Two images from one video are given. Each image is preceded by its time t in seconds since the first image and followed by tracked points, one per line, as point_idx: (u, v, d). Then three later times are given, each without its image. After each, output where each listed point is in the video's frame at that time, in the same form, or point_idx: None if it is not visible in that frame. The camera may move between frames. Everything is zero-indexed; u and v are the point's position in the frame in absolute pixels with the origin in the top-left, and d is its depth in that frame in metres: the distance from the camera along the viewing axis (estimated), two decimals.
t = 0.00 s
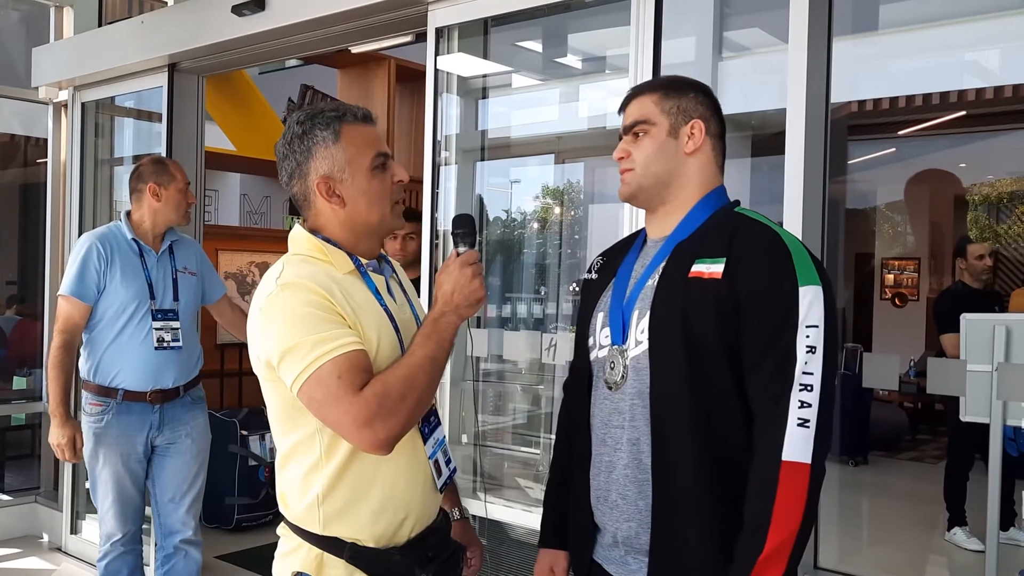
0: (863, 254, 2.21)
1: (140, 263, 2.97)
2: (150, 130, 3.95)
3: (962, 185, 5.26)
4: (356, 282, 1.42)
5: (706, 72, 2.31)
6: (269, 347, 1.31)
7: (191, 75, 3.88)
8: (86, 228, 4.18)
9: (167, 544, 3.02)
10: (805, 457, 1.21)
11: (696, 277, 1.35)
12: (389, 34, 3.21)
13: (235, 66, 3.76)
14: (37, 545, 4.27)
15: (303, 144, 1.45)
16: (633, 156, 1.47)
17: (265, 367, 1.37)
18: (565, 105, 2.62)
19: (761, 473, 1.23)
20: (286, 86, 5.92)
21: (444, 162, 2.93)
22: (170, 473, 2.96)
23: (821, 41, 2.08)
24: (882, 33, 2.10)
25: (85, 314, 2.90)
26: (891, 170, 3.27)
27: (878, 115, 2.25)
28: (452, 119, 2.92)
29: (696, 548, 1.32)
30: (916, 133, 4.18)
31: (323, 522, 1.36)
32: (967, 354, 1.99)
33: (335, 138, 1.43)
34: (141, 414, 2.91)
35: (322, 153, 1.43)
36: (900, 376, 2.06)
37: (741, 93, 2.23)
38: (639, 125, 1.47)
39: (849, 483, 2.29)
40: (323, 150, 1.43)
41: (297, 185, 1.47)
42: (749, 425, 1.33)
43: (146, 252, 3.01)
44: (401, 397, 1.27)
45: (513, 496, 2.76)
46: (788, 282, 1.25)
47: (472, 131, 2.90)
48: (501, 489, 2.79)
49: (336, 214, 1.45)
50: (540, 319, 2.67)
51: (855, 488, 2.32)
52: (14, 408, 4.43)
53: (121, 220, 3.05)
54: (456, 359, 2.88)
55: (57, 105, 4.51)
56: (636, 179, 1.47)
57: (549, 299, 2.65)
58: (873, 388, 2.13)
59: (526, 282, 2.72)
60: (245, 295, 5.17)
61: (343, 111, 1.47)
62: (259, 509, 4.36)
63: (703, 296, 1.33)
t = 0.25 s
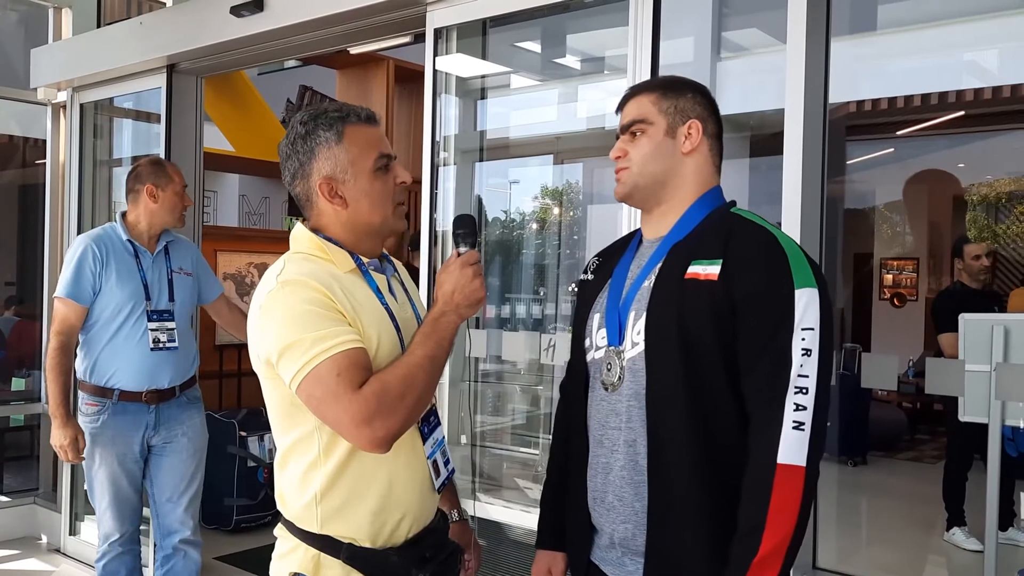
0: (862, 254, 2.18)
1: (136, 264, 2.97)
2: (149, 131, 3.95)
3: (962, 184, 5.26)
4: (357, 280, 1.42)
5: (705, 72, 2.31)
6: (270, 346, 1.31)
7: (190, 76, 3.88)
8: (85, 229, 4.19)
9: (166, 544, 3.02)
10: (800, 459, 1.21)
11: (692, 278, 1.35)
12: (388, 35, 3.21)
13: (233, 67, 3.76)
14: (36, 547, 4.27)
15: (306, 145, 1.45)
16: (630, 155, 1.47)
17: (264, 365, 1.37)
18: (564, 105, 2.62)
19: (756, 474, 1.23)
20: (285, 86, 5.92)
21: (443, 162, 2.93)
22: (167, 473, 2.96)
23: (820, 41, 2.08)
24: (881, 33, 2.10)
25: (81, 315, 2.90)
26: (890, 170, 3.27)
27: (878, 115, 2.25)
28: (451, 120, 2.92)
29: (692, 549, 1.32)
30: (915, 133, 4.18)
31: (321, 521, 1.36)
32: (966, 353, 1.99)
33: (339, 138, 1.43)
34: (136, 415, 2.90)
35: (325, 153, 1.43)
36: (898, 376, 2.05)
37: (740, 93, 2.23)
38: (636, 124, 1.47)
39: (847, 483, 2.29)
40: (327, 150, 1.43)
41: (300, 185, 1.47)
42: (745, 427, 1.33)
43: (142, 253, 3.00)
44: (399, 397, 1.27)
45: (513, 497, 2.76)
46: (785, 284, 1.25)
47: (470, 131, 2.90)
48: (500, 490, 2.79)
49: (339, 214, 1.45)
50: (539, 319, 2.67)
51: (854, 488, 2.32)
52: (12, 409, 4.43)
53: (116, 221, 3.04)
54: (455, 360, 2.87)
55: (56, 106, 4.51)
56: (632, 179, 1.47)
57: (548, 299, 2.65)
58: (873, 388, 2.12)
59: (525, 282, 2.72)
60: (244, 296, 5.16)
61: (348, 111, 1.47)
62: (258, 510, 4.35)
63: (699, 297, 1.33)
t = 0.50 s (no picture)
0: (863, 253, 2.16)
1: (134, 264, 2.97)
2: (148, 131, 3.95)
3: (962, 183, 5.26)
4: (357, 283, 1.42)
5: (704, 72, 2.31)
6: (269, 349, 1.31)
7: (190, 76, 3.88)
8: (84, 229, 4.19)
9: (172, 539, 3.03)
10: (799, 460, 1.21)
11: (692, 278, 1.35)
12: (387, 34, 3.21)
13: (232, 67, 3.76)
14: (36, 547, 4.27)
15: (316, 144, 1.44)
16: (630, 155, 1.47)
17: (263, 366, 1.36)
18: (563, 104, 2.62)
19: (755, 475, 1.23)
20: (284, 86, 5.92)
21: (443, 162, 2.93)
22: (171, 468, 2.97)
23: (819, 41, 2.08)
24: (880, 33, 2.10)
25: (80, 316, 2.90)
26: (888, 170, 3.27)
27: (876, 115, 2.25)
28: (450, 119, 2.92)
29: (690, 550, 1.32)
30: (914, 132, 4.19)
31: (320, 522, 1.36)
32: (966, 352, 2.00)
33: (348, 142, 1.42)
34: (137, 413, 2.91)
35: (334, 155, 1.43)
36: (897, 374, 2.05)
37: (739, 93, 2.23)
38: (635, 124, 1.47)
39: (847, 482, 2.29)
40: (335, 152, 1.42)
41: (306, 184, 1.47)
42: (744, 427, 1.33)
43: (140, 253, 3.01)
44: (399, 400, 1.27)
45: (513, 497, 2.76)
46: (785, 284, 1.25)
47: (470, 131, 2.90)
48: (500, 490, 2.79)
49: (343, 217, 1.45)
50: (538, 319, 2.67)
51: (854, 487, 2.32)
52: (12, 409, 4.43)
53: (113, 220, 3.04)
54: (455, 359, 2.87)
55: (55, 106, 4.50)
56: (632, 179, 1.47)
57: (547, 299, 2.65)
58: (872, 387, 2.12)
59: (524, 282, 2.72)
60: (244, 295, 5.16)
61: (360, 113, 1.46)
62: (258, 510, 4.35)
63: (699, 297, 1.33)
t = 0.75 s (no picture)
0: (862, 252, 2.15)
1: (140, 264, 2.97)
2: (148, 131, 3.95)
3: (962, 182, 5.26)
4: (356, 285, 1.42)
5: (703, 71, 2.31)
6: (268, 352, 1.31)
7: (189, 77, 3.88)
8: (84, 229, 4.19)
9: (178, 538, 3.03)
10: (801, 461, 1.21)
11: (695, 277, 1.35)
12: (386, 34, 3.20)
13: (231, 67, 3.76)
14: (36, 547, 4.27)
15: (317, 145, 1.44)
16: (634, 153, 1.47)
17: (261, 369, 1.36)
18: (563, 103, 2.62)
19: (756, 475, 1.23)
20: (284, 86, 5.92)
21: (442, 162, 2.92)
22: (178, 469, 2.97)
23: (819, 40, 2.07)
24: (879, 32, 2.10)
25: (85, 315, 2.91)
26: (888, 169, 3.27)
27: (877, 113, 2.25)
28: (450, 119, 2.92)
29: (689, 551, 1.32)
30: (914, 131, 4.19)
31: (319, 524, 1.36)
32: (966, 351, 2.00)
33: (352, 144, 1.42)
34: (144, 412, 2.91)
35: (336, 157, 1.42)
36: (897, 373, 2.05)
37: (738, 92, 2.23)
38: (640, 123, 1.47)
39: (847, 481, 2.30)
40: (338, 154, 1.42)
41: (305, 183, 1.47)
42: (744, 427, 1.33)
43: (146, 253, 3.00)
44: (398, 403, 1.27)
45: (513, 496, 2.76)
46: (789, 285, 1.25)
47: (469, 131, 2.90)
48: (500, 489, 2.79)
49: (341, 219, 1.45)
50: (539, 319, 2.67)
51: (854, 486, 2.32)
52: (12, 410, 4.43)
53: (121, 221, 3.05)
54: (455, 359, 2.87)
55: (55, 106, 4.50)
56: (636, 178, 1.47)
57: (547, 298, 2.65)
58: (872, 386, 2.12)
59: (524, 282, 2.72)
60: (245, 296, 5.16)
61: (364, 116, 1.46)
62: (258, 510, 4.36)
63: (701, 296, 1.33)
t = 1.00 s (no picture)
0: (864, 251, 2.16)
1: (156, 266, 2.96)
2: (145, 130, 3.95)
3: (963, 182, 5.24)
4: (354, 286, 1.41)
5: (703, 70, 2.30)
6: (267, 354, 1.30)
7: (186, 76, 3.87)
8: (81, 229, 4.17)
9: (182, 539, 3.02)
10: (807, 461, 1.20)
11: (699, 277, 1.34)
12: (384, 33, 3.19)
13: (229, 66, 3.74)
14: (34, 549, 4.25)
15: (303, 143, 1.43)
16: (636, 152, 1.46)
17: (260, 371, 1.35)
18: (562, 102, 2.61)
19: (761, 476, 1.22)
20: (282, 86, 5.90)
21: (441, 161, 2.91)
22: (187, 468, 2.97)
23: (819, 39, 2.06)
24: (879, 30, 2.09)
25: (100, 315, 2.89)
26: (888, 168, 3.26)
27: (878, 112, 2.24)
28: (449, 118, 2.90)
29: (694, 552, 1.31)
30: (914, 130, 4.17)
31: (318, 526, 1.35)
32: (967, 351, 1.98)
33: (337, 140, 1.42)
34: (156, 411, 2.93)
35: (322, 154, 1.42)
36: (899, 373, 2.05)
37: (738, 90, 2.22)
38: (642, 121, 1.46)
39: (848, 481, 2.29)
40: (324, 151, 1.42)
41: (294, 184, 1.46)
42: (749, 428, 1.32)
43: (161, 254, 2.99)
44: (398, 404, 1.26)
45: (513, 497, 2.74)
46: (793, 284, 1.24)
47: (468, 130, 2.89)
48: (501, 490, 2.78)
49: (332, 217, 1.43)
50: (538, 319, 2.66)
51: (856, 486, 2.31)
52: (9, 411, 4.41)
53: (137, 221, 3.02)
54: (455, 360, 2.86)
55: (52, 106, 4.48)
56: (639, 176, 1.45)
57: (547, 298, 2.64)
58: (873, 386, 2.12)
59: (524, 281, 2.70)
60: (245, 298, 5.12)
61: (349, 112, 1.45)
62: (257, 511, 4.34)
63: (705, 296, 1.32)
